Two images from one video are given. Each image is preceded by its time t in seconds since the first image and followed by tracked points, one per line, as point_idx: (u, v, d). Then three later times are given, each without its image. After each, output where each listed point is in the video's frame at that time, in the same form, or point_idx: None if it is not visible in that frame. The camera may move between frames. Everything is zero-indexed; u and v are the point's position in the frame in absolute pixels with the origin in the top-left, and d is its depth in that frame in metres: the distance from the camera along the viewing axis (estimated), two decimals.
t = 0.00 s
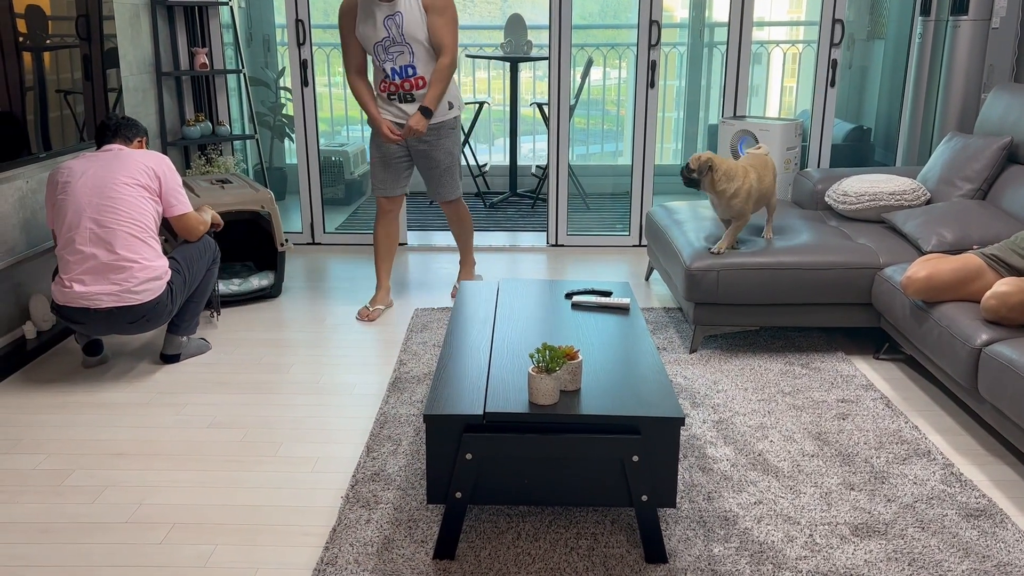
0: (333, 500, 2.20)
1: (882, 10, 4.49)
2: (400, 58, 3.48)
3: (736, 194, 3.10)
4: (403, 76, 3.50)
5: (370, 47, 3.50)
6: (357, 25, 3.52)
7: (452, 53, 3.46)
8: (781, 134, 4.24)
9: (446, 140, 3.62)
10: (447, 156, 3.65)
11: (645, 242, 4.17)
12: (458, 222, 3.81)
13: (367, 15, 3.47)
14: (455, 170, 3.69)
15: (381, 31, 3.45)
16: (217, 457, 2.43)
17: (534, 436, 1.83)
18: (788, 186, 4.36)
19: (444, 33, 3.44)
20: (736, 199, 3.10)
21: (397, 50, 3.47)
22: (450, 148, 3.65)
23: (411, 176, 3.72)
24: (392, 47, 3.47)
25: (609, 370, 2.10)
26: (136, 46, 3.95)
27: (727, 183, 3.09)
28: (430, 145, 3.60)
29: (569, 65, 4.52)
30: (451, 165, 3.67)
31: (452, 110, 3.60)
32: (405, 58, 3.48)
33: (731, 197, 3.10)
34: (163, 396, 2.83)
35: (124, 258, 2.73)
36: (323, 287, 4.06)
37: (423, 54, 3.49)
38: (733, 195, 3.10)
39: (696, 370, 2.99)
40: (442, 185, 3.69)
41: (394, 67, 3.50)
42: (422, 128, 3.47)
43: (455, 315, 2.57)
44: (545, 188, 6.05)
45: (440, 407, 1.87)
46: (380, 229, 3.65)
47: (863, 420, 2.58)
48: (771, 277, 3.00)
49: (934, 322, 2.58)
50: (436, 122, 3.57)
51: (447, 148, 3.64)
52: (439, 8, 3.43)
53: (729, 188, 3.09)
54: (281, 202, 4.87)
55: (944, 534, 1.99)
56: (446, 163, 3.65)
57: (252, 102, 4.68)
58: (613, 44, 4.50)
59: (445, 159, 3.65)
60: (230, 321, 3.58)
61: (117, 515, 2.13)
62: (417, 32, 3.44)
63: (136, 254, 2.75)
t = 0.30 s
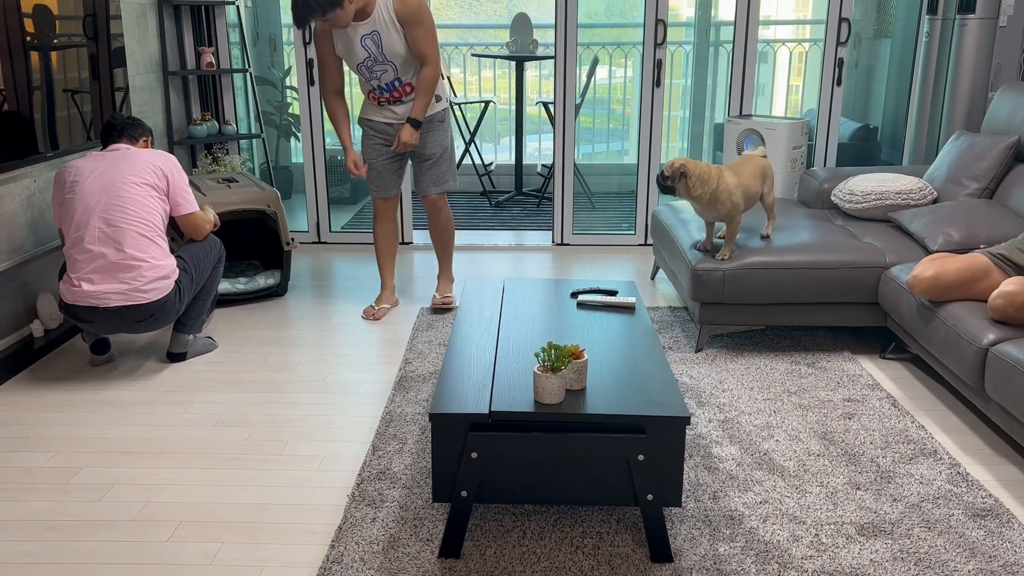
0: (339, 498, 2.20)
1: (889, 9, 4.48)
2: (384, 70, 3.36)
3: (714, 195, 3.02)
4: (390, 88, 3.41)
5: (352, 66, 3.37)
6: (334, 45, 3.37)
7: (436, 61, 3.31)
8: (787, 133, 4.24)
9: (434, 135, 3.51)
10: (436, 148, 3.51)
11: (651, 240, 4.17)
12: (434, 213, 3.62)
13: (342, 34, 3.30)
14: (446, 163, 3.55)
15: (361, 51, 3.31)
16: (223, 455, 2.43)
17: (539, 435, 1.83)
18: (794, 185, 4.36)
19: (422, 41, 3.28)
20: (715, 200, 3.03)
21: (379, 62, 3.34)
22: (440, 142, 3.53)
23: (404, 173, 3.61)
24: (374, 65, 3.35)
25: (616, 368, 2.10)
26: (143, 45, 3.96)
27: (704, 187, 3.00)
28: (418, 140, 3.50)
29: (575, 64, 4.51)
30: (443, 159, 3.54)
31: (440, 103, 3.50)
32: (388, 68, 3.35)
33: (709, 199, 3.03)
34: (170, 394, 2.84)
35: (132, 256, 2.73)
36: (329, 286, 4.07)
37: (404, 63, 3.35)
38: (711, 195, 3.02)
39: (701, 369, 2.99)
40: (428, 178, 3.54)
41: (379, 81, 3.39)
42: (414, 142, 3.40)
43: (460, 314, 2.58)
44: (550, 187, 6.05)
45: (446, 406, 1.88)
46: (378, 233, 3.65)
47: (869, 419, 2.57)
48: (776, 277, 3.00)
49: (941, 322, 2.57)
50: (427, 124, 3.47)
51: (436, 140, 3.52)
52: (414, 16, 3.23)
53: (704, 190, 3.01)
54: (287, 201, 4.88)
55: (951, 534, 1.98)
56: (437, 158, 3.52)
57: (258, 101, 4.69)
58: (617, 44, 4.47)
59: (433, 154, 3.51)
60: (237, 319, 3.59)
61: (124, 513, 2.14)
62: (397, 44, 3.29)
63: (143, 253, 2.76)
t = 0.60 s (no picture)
0: (342, 497, 2.21)
1: (893, 9, 4.47)
2: (382, 95, 3.26)
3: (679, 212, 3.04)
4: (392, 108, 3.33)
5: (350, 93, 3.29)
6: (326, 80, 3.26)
7: (437, 89, 3.20)
8: (792, 132, 4.23)
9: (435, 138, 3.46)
10: (437, 152, 3.48)
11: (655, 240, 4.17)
12: (433, 217, 3.61)
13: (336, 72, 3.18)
14: (447, 166, 3.53)
15: (358, 86, 3.21)
16: (227, 454, 2.44)
17: (543, 435, 1.83)
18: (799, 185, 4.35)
19: (421, 72, 3.14)
20: (684, 222, 3.06)
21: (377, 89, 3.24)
22: (441, 145, 3.49)
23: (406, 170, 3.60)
24: (375, 95, 3.27)
25: (620, 368, 2.10)
26: (147, 44, 3.97)
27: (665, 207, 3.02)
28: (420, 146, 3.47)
29: (579, 63, 4.51)
30: (443, 160, 3.52)
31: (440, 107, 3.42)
32: (387, 92, 3.25)
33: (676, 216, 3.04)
34: (174, 393, 2.85)
35: (136, 255, 2.74)
36: (333, 285, 4.07)
37: (401, 86, 3.24)
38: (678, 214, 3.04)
39: (705, 369, 2.98)
40: (427, 181, 3.52)
41: (379, 102, 3.31)
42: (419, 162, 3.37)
43: (464, 314, 2.58)
44: (554, 186, 6.04)
45: (450, 405, 1.88)
46: (380, 229, 3.65)
47: (874, 419, 2.57)
48: (781, 277, 3.00)
49: (946, 321, 2.57)
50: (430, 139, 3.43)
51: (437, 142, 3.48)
52: (410, 50, 3.07)
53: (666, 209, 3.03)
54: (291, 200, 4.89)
55: (955, 534, 1.98)
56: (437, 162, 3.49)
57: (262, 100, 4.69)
58: (623, 43, 4.49)
59: (434, 159, 3.48)
60: (241, 318, 3.59)
61: (128, 511, 2.15)
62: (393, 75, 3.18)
63: (147, 251, 2.76)
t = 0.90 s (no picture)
0: (344, 497, 2.21)
1: (896, 9, 4.46)
2: (387, 120, 3.25)
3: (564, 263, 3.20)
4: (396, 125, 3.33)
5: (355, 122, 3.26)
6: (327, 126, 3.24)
7: (444, 105, 3.21)
8: (795, 132, 4.23)
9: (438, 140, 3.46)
10: (439, 153, 3.48)
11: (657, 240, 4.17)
12: (433, 218, 3.60)
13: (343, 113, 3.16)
14: (448, 166, 3.54)
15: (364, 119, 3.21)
16: (231, 453, 2.44)
17: (544, 435, 1.83)
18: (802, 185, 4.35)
19: (428, 97, 3.14)
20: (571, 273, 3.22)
21: (383, 116, 3.22)
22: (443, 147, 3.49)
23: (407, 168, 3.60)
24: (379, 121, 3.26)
25: (621, 368, 2.10)
26: (150, 44, 3.97)
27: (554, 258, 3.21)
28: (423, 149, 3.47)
29: (581, 63, 4.51)
30: (445, 161, 3.52)
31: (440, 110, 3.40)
32: (392, 117, 3.24)
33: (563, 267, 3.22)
34: (177, 392, 2.85)
35: (137, 254, 2.74)
36: (335, 285, 4.08)
37: (405, 111, 3.23)
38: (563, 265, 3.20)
39: (708, 368, 2.98)
40: (426, 182, 3.51)
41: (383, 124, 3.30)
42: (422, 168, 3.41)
43: (466, 314, 2.58)
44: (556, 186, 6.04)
45: (452, 405, 1.88)
46: (380, 229, 3.65)
47: (876, 420, 2.57)
48: (783, 277, 3.00)
49: (949, 322, 2.56)
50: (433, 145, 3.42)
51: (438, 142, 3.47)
52: (414, 84, 3.07)
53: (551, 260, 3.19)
54: (294, 200, 4.89)
55: (958, 534, 1.97)
56: (440, 162, 3.50)
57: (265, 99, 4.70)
58: (625, 43, 4.48)
59: (435, 159, 3.49)
60: (243, 318, 3.60)
61: (130, 511, 2.15)
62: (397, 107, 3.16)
63: (148, 251, 2.77)
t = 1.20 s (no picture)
0: (346, 496, 2.21)
1: (899, 9, 4.46)
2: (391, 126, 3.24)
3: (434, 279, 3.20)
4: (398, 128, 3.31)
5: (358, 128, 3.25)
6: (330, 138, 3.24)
7: (447, 108, 3.21)
8: (797, 132, 4.23)
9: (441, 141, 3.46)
10: (442, 153, 3.48)
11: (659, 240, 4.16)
12: (434, 218, 3.59)
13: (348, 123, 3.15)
14: (449, 165, 3.55)
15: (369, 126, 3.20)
16: (233, 453, 2.44)
17: (546, 435, 1.83)
18: (804, 185, 4.35)
19: (433, 101, 3.14)
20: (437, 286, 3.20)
21: (387, 123, 3.21)
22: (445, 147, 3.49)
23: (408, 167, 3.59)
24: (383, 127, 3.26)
25: (623, 368, 2.10)
26: (153, 44, 3.97)
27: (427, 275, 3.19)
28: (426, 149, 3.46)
29: (584, 63, 4.50)
30: (447, 160, 3.53)
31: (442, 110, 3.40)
32: (396, 123, 3.23)
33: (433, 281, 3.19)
34: (179, 391, 2.85)
35: (140, 254, 2.74)
36: (337, 285, 4.08)
37: (409, 116, 3.22)
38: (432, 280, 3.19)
39: (710, 369, 2.98)
40: (428, 182, 3.52)
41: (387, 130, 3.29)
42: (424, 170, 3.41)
43: (467, 314, 2.58)
44: (558, 186, 6.04)
45: (453, 404, 1.88)
46: (381, 230, 3.65)
47: (878, 420, 2.56)
48: (785, 277, 2.99)
49: (951, 322, 2.56)
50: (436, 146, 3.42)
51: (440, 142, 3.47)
52: (418, 91, 3.07)
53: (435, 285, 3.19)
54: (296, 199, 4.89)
55: (960, 535, 1.97)
56: (441, 163, 3.51)
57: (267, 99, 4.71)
58: (627, 43, 4.46)
59: (438, 158, 3.49)
60: (245, 318, 3.60)
61: (133, 510, 2.15)
62: (402, 114, 3.16)
63: (151, 251, 2.77)
